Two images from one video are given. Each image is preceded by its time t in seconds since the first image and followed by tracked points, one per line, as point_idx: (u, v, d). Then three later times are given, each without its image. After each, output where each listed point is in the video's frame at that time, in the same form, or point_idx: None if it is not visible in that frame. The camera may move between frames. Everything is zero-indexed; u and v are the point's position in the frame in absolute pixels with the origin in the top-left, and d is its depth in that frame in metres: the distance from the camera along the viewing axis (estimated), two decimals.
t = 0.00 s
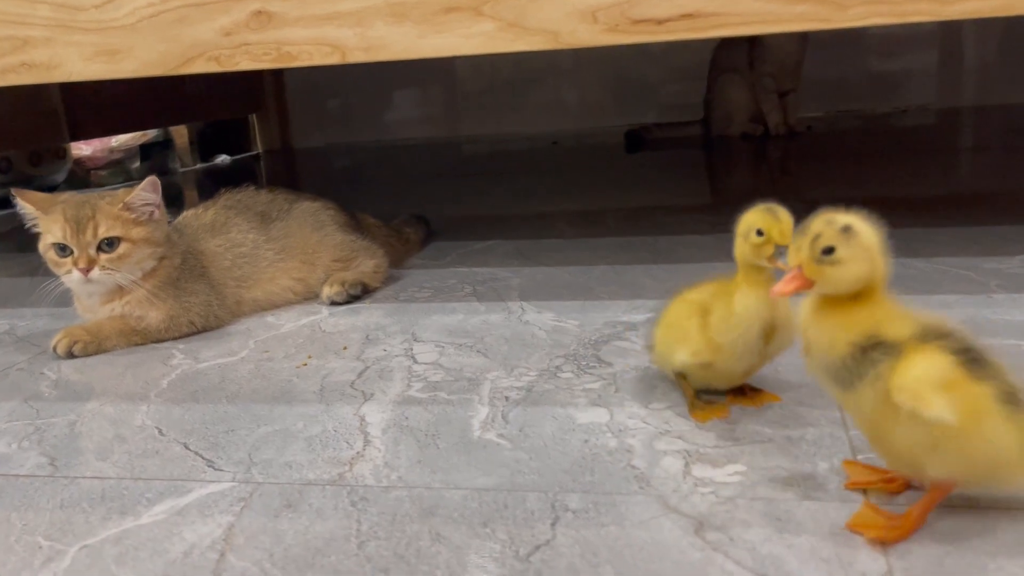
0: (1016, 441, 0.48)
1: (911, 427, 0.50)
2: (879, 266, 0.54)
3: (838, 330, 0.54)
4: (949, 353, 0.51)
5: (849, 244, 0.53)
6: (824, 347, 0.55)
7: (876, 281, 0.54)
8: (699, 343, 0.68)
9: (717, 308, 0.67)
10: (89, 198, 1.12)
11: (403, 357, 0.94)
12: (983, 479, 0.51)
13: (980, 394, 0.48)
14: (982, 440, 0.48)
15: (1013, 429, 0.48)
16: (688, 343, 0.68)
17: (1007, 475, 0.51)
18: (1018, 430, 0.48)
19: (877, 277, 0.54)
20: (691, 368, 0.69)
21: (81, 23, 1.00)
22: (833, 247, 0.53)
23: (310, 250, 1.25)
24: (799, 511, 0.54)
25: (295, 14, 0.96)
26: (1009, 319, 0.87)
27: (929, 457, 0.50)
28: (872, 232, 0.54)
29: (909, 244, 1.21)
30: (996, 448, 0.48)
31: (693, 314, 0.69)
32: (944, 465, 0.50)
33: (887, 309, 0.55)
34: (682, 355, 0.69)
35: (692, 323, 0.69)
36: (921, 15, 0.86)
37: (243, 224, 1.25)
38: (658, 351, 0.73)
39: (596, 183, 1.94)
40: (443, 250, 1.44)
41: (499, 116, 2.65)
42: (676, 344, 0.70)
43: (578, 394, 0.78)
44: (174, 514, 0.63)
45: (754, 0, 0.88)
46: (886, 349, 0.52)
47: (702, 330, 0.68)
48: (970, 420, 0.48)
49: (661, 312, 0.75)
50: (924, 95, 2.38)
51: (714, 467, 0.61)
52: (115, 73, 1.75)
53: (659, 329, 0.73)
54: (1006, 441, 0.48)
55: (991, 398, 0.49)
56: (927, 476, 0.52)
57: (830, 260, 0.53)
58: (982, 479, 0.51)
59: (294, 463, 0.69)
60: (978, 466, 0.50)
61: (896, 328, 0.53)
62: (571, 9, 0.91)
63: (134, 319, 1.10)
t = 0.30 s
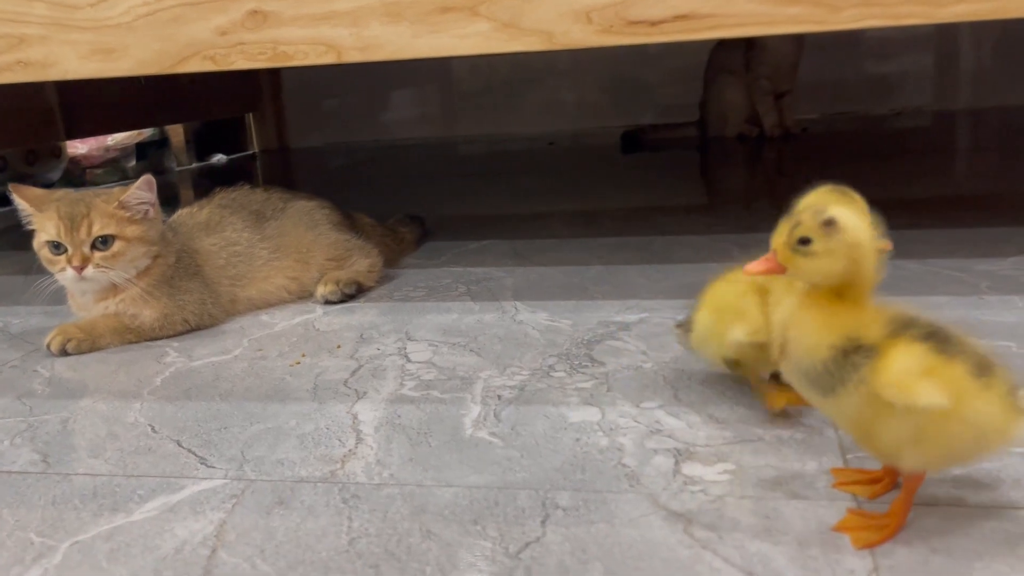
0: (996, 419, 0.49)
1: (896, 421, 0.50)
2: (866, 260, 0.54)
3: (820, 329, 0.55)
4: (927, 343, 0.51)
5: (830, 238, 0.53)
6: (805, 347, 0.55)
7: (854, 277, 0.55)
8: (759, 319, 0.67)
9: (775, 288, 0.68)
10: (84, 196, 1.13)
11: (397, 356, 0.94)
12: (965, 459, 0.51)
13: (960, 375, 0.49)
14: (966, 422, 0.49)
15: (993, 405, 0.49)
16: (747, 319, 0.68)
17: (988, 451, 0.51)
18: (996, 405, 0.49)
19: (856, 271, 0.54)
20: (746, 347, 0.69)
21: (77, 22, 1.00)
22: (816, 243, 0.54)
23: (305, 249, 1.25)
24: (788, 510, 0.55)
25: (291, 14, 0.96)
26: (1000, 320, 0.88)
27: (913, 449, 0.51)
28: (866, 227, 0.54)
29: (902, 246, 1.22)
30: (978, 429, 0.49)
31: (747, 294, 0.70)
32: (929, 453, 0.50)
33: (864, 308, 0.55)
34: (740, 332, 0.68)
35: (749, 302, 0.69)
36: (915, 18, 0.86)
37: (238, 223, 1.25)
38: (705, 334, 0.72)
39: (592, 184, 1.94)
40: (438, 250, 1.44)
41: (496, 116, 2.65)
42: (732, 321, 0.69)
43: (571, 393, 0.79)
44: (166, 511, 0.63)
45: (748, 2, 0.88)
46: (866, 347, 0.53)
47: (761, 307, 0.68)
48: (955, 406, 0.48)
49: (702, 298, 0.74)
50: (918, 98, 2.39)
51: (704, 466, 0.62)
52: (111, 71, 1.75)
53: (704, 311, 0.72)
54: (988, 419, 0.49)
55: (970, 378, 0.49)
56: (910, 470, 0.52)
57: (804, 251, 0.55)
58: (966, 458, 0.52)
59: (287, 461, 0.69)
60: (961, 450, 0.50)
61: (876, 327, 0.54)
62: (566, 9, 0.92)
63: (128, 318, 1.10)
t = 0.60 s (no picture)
0: (992, 422, 0.50)
1: (893, 425, 0.50)
2: (856, 261, 0.54)
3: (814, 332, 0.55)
4: (922, 347, 0.52)
5: (818, 241, 0.54)
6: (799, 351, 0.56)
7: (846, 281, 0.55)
8: (746, 336, 0.66)
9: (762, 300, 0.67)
10: (83, 196, 1.13)
11: (394, 357, 0.94)
12: (961, 460, 0.52)
13: (956, 380, 0.49)
14: (961, 425, 0.49)
15: (988, 408, 0.50)
16: (734, 337, 0.67)
17: (984, 452, 0.52)
18: (991, 408, 0.50)
19: (847, 275, 0.55)
20: (737, 364, 0.68)
21: (76, 23, 1.01)
22: (805, 248, 0.54)
23: (302, 251, 1.25)
24: (781, 510, 0.55)
25: (289, 16, 0.97)
26: (993, 323, 0.89)
27: (911, 452, 0.51)
28: (853, 232, 0.54)
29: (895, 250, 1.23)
30: (974, 432, 0.50)
31: (735, 309, 0.69)
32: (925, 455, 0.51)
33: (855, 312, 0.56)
34: (728, 350, 0.67)
35: (735, 318, 0.68)
36: (909, 23, 0.87)
37: (236, 224, 1.26)
38: (697, 351, 0.72)
39: (589, 187, 1.95)
40: (435, 252, 1.45)
41: (493, 119, 2.66)
42: (721, 339, 0.68)
43: (566, 394, 0.79)
44: (164, 510, 0.63)
45: (744, 7, 0.89)
46: (861, 351, 0.53)
47: (748, 322, 0.67)
48: (951, 410, 0.49)
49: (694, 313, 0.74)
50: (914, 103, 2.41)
51: (699, 467, 0.62)
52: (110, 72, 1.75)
53: (695, 330, 0.72)
54: (983, 421, 0.49)
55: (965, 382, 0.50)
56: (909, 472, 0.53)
57: (793, 255, 0.55)
58: (962, 459, 0.52)
59: (284, 461, 0.70)
60: (957, 452, 0.51)
61: (870, 331, 0.54)
62: (563, 13, 0.92)
63: (125, 318, 1.10)
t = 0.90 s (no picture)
0: (995, 415, 0.49)
1: (895, 419, 0.50)
2: (858, 251, 0.54)
3: (816, 324, 0.55)
4: (925, 339, 0.51)
5: (823, 228, 0.53)
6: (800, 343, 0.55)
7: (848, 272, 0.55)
8: (756, 329, 0.65)
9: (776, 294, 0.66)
10: (76, 192, 1.12)
11: (389, 354, 0.93)
12: (963, 454, 0.52)
13: (960, 372, 0.49)
14: (964, 418, 0.49)
15: (991, 401, 0.49)
16: (745, 329, 0.66)
17: (987, 447, 0.52)
18: (995, 401, 0.49)
19: (849, 266, 0.54)
20: (747, 357, 0.67)
21: (70, 17, 1.00)
22: (809, 236, 0.54)
23: (297, 249, 1.25)
24: (780, 504, 0.54)
25: (285, 12, 0.96)
26: (992, 321, 0.88)
27: (913, 445, 0.50)
28: (858, 221, 0.54)
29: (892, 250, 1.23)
30: (977, 426, 0.49)
31: (750, 303, 0.68)
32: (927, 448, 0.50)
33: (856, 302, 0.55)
34: (738, 342, 0.66)
35: (748, 311, 0.67)
36: (909, 19, 0.87)
37: (230, 221, 1.25)
38: (711, 343, 0.71)
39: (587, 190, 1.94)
40: (431, 252, 1.44)
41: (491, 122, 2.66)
42: (732, 330, 0.67)
43: (563, 390, 0.78)
44: (154, 503, 0.62)
45: (742, 3, 0.89)
46: (865, 343, 0.52)
47: (760, 316, 0.66)
48: (954, 402, 0.48)
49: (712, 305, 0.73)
50: (911, 108, 2.41)
51: (696, 462, 0.61)
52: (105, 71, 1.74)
53: (712, 320, 0.71)
54: (986, 415, 0.49)
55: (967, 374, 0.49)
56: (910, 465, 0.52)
57: (799, 243, 0.54)
58: (964, 453, 0.52)
59: (277, 455, 0.69)
60: (958, 446, 0.50)
61: (872, 323, 0.54)
62: (561, 9, 0.92)
63: (118, 315, 1.09)
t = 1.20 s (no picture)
0: (953, 408, 0.49)
1: (842, 399, 0.52)
2: (822, 246, 0.55)
3: (781, 311, 0.57)
4: (888, 330, 0.52)
5: (781, 223, 0.56)
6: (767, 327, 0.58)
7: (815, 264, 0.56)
8: (733, 322, 0.67)
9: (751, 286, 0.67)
10: (77, 186, 1.14)
11: (383, 346, 0.95)
12: (930, 444, 0.52)
13: (909, 362, 0.50)
14: (912, 405, 0.50)
15: (947, 393, 0.49)
16: (723, 322, 0.67)
17: (958, 440, 0.51)
18: (950, 393, 0.49)
19: (813, 258, 0.56)
20: (726, 350, 0.68)
21: (72, 15, 1.01)
22: (769, 234, 0.57)
23: (295, 245, 1.26)
24: (760, 485, 0.55)
25: (283, 9, 0.98)
26: (978, 314, 0.89)
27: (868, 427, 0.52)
28: (821, 218, 0.56)
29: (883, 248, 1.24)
30: (931, 416, 0.50)
31: (725, 296, 0.69)
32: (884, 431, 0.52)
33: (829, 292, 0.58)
34: (716, 335, 0.68)
35: (725, 304, 0.68)
36: (895, 18, 0.88)
37: (228, 217, 1.26)
38: (687, 336, 0.72)
39: (584, 191, 1.96)
40: (428, 250, 1.45)
41: (490, 124, 2.67)
42: (710, 324, 0.69)
43: (552, 379, 0.79)
44: (148, 484, 0.63)
45: (733, 2, 0.91)
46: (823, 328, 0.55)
47: (736, 309, 0.67)
48: (894, 388, 0.50)
49: (685, 299, 0.74)
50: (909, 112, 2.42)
51: (681, 446, 0.63)
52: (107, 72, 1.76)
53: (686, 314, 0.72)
54: (940, 406, 0.49)
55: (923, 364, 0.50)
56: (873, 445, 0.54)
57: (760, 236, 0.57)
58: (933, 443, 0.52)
59: (269, 440, 0.70)
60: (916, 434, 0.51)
61: (836, 311, 0.55)
62: (555, 7, 0.94)
63: (116, 307, 1.10)
